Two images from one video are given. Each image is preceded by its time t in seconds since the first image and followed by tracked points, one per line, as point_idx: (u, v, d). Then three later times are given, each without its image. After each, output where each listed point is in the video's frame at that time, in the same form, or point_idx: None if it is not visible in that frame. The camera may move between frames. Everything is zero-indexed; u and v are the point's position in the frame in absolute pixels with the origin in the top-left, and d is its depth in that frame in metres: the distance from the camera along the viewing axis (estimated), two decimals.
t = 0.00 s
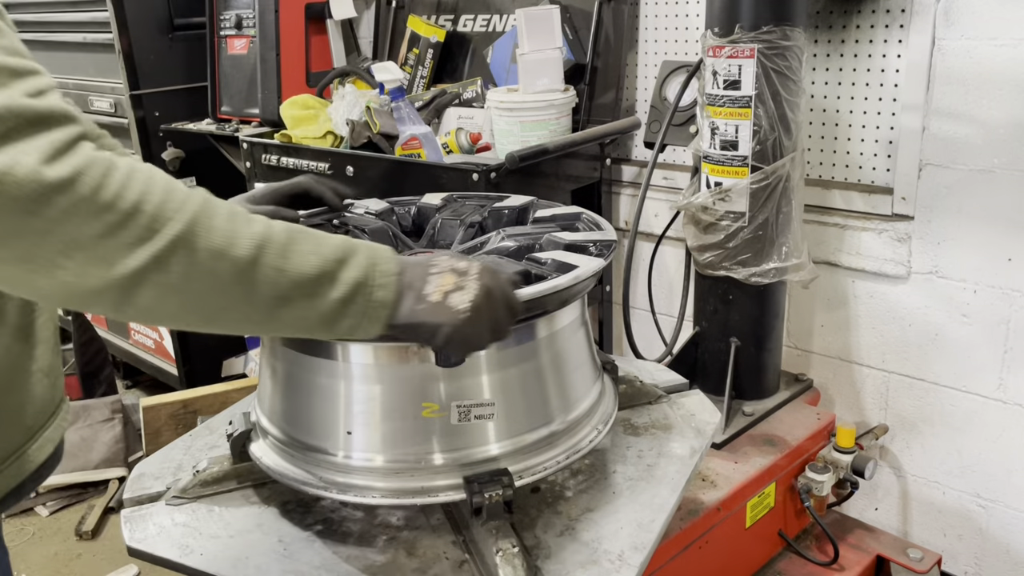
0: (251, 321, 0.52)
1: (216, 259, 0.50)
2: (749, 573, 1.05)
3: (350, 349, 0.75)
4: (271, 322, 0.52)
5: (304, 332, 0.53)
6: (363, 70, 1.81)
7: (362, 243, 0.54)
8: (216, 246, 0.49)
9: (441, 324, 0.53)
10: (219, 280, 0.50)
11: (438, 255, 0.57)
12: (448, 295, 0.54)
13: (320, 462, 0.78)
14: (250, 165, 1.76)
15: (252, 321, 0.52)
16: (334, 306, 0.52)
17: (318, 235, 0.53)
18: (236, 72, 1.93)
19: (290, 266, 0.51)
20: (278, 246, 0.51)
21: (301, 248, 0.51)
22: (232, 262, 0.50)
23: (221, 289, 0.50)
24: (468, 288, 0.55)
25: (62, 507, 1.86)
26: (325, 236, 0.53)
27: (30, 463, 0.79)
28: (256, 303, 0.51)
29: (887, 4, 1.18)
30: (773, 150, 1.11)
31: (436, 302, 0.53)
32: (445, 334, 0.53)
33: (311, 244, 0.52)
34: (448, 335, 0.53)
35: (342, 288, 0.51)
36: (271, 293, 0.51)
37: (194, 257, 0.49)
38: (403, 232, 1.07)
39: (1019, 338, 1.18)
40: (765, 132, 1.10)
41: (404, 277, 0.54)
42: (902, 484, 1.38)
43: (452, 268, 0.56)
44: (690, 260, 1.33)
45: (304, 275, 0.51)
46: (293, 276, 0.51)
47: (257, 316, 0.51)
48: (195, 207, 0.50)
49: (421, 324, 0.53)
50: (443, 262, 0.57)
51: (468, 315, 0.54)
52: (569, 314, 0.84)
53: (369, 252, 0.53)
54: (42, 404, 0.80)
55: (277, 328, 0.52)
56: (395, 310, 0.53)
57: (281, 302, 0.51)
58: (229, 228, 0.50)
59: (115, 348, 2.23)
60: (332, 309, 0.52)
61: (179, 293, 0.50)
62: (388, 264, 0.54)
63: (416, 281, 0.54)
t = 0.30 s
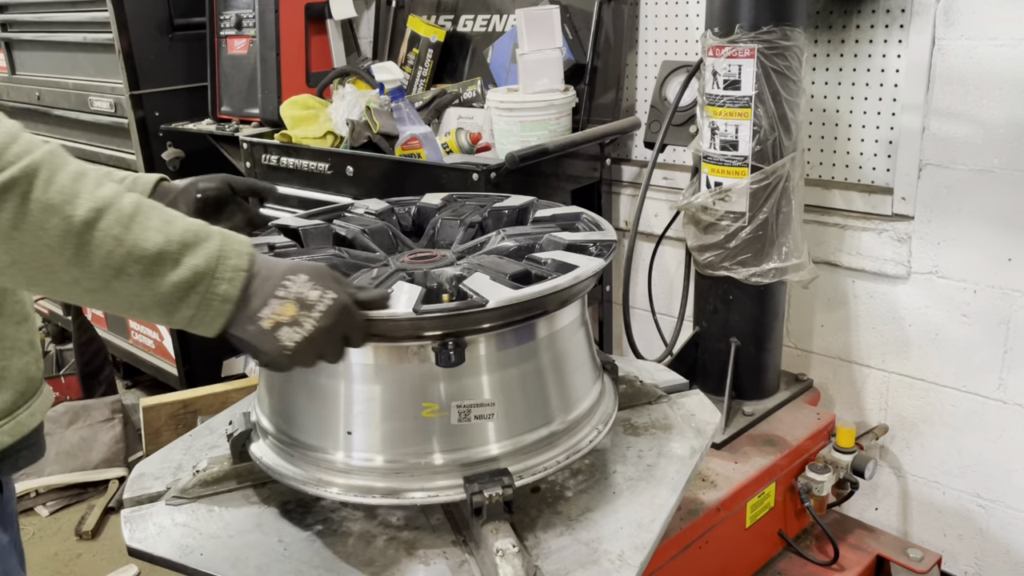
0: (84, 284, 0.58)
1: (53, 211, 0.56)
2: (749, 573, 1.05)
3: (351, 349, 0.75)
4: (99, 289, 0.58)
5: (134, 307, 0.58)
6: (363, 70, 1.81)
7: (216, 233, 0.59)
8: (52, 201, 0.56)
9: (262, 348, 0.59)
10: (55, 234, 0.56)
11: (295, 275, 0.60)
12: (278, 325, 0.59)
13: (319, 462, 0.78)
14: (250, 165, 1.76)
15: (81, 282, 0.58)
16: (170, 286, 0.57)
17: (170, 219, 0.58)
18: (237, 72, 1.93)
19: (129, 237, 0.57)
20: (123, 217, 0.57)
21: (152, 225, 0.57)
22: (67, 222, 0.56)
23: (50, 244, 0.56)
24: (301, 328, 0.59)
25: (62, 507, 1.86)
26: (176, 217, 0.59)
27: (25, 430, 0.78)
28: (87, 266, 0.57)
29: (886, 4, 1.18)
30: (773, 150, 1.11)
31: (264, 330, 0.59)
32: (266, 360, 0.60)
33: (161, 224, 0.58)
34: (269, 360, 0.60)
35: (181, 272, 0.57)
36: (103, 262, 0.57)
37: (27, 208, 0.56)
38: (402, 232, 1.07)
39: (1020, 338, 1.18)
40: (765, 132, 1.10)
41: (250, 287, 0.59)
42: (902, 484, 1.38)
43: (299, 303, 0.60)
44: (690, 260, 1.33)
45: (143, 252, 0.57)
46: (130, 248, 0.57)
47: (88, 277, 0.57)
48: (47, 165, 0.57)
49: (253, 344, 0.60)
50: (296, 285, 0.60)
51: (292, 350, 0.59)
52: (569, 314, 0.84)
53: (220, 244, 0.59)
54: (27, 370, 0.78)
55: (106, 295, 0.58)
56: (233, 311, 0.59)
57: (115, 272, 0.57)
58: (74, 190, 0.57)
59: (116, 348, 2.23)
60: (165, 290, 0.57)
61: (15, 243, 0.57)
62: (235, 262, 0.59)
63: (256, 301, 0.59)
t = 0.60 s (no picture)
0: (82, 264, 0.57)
1: (45, 189, 0.55)
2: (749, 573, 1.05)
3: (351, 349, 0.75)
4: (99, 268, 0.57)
5: (135, 288, 0.57)
6: (363, 70, 1.81)
7: (212, 207, 0.58)
8: (43, 180, 0.55)
9: (258, 331, 0.58)
10: (47, 212, 0.56)
11: (292, 257, 0.58)
12: (274, 308, 0.57)
13: (319, 462, 0.78)
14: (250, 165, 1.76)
15: (80, 263, 0.57)
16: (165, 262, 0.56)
17: (164, 195, 0.57)
18: (237, 72, 1.93)
19: (123, 214, 0.56)
20: (115, 194, 0.56)
21: (143, 201, 0.56)
22: (61, 199, 0.55)
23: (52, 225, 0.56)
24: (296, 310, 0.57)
25: (62, 507, 1.85)
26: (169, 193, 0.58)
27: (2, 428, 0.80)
28: (83, 245, 0.56)
29: (887, 4, 1.18)
30: (773, 150, 1.11)
31: (260, 313, 0.57)
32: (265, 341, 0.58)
33: (154, 199, 0.57)
34: (264, 341, 0.58)
35: (177, 246, 0.56)
36: (101, 239, 0.56)
37: (19, 188, 0.55)
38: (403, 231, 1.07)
39: (1020, 338, 1.18)
40: (765, 132, 1.10)
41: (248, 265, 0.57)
42: (902, 484, 1.38)
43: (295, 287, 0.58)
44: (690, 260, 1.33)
45: (134, 226, 0.55)
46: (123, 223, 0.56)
47: (83, 257, 0.57)
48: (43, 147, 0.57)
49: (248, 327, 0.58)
50: (292, 269, 0.58)
51: (286, 332, 0.58)
52: (569, 314, 0.84)
53: (215, 216, 0.57)
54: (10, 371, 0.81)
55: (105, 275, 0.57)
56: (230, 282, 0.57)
57: (111, 249, 0.56)
58: (65, 168, 0.56)
59: (116, 347, 2.23)
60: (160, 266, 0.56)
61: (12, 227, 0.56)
62: (232, 234, 0.57)
63: (255, 282, 0.57)
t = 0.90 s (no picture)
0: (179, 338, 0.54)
1: (152, 269, 0.52)
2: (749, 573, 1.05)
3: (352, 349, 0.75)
4: (195, 335, 0.55)
5: (229, 346, 0.57)
6: (363, 70, 1.81)
7: (289, 258, 0.59)
8: (148, 266, 0.52)
9: (354, 348, 0.60)
10: (149, 290, 0.52)
11: (364, 273, 0.62)
12: (362, 321, 0.60)
13: (320, 462, 0.78)
14: (250, 165, 1.76)
15: (176, 335, 0.54)
16: (265, 320, 0.57)
17: (246, 252, 0.57)
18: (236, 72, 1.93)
19: (222, 282, 0.55)
20: (209, 262, 0.55)
21: (235, 262, 0.56)
22: (167, 277, 0.53)
23: (153, 304, 0.53)
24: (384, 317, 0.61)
25: (62, 507, 1.85)
26: (246, 246, 0.57)
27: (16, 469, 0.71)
28: (185, 317, 0.54)
29: (886, 4, 1.18)
30: (773, 149, 1.11)
31: (354, 330, 0.60)
32: (362, 356, 0.61)
33: (243, 259, 0.56)
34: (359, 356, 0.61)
35: (272, 302, 0.57)
36: (203, 309, 0.54)
37: (126, 276, 0.52)
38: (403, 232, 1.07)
39: (1020, 338, 1.18)
40: (765, 132, 1.10)
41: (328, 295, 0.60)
42: (902, 484, 1.38)
43: (377, 297, 0.61)
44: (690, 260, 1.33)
45: (237, 289, 0.55)
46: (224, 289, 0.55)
47: (179, 329, 0.54)
48: (138, 225, 0.53)
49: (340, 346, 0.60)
50: (368, 280, 0.62)
51: (380, 342, 0.61)
52: (569, 314, 0.84)
53: (297, 264, 0.59)
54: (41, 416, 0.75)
55: (203, 344, 0.55)
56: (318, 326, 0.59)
57: (211, 316, 0.55)
58: (163, 246, 0.53)
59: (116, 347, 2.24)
60: (262, 323, 0.56)
61: (105, 313, 0.52)
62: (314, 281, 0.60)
63: (336, 304, 0.60)
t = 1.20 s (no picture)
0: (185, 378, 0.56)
1: (157, 329, 0.53)
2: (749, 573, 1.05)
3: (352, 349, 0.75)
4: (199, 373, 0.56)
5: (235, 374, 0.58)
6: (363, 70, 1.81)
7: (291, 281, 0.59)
8: (152, 324, 0.52)
9: (357, 364, 0.61)
10: (153, 345, 0.53)
11: (365, 285, 0.61)
12: (366, 338, 0.60)
13: (320, 462, 0.78)
14: (250, 165, 1.76)
15: (182, 374, 0.56)
16: (267, 352, 0.57)
17: (246, 285, 0.57)
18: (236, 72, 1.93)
19: (220, 323, 0.55)
20: (211, 307, 0.55)
21: (234, 302, 0.56)
22: (169, 331, 0.53)
23: (157, 353, 0.54)
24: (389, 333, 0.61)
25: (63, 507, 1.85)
26: (247, 275, 0.57)
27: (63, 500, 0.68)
28: (188, 360, 0.55)
29: (886, 4, 1.18)
30: (773, 149, 1.11)
31: (356, 348, 0.60)
32: (366, 372, 0.61)
33: (243, 295, 0.56)
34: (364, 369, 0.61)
35: (275, 333, 0.57)
36: (204, 349, 0.55)
37: (129, 335, 0.52)
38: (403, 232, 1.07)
39: (1020, 338, 1.18)
40: (765, 132, 1.10)
41: (330, 315, 0.60)
42: (902, 484, 1.38)
43: (381, 310, 0.61)
44: (690, 260, 1.33)
45: (238, 329, 0.56)
46: (226, 330, 0.56)
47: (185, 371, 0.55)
48: (141, 283, 0.53)
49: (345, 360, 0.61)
50: (371, 293, 0.61)
51: (383, 359, 0.61)
52: (569, 314, 0.84)
53: (297, 290, 0.59)
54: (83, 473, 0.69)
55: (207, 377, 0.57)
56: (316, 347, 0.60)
57: (214, 354, 0.56)
58: (165, 304, 0.53)
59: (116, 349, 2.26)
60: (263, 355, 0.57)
61: (113, 368, 0.53)
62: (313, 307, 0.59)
63: (339, 323, 0.60)
